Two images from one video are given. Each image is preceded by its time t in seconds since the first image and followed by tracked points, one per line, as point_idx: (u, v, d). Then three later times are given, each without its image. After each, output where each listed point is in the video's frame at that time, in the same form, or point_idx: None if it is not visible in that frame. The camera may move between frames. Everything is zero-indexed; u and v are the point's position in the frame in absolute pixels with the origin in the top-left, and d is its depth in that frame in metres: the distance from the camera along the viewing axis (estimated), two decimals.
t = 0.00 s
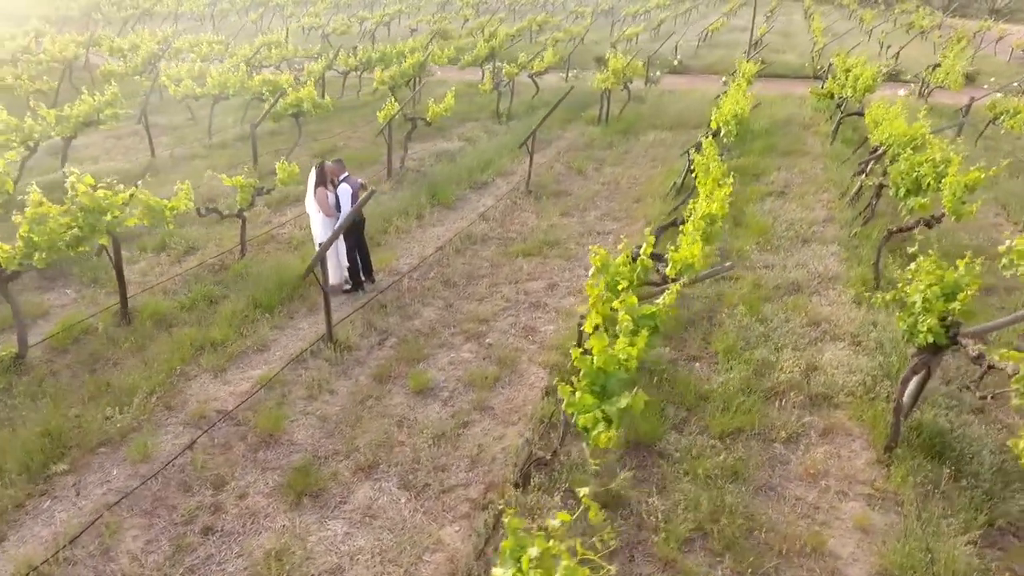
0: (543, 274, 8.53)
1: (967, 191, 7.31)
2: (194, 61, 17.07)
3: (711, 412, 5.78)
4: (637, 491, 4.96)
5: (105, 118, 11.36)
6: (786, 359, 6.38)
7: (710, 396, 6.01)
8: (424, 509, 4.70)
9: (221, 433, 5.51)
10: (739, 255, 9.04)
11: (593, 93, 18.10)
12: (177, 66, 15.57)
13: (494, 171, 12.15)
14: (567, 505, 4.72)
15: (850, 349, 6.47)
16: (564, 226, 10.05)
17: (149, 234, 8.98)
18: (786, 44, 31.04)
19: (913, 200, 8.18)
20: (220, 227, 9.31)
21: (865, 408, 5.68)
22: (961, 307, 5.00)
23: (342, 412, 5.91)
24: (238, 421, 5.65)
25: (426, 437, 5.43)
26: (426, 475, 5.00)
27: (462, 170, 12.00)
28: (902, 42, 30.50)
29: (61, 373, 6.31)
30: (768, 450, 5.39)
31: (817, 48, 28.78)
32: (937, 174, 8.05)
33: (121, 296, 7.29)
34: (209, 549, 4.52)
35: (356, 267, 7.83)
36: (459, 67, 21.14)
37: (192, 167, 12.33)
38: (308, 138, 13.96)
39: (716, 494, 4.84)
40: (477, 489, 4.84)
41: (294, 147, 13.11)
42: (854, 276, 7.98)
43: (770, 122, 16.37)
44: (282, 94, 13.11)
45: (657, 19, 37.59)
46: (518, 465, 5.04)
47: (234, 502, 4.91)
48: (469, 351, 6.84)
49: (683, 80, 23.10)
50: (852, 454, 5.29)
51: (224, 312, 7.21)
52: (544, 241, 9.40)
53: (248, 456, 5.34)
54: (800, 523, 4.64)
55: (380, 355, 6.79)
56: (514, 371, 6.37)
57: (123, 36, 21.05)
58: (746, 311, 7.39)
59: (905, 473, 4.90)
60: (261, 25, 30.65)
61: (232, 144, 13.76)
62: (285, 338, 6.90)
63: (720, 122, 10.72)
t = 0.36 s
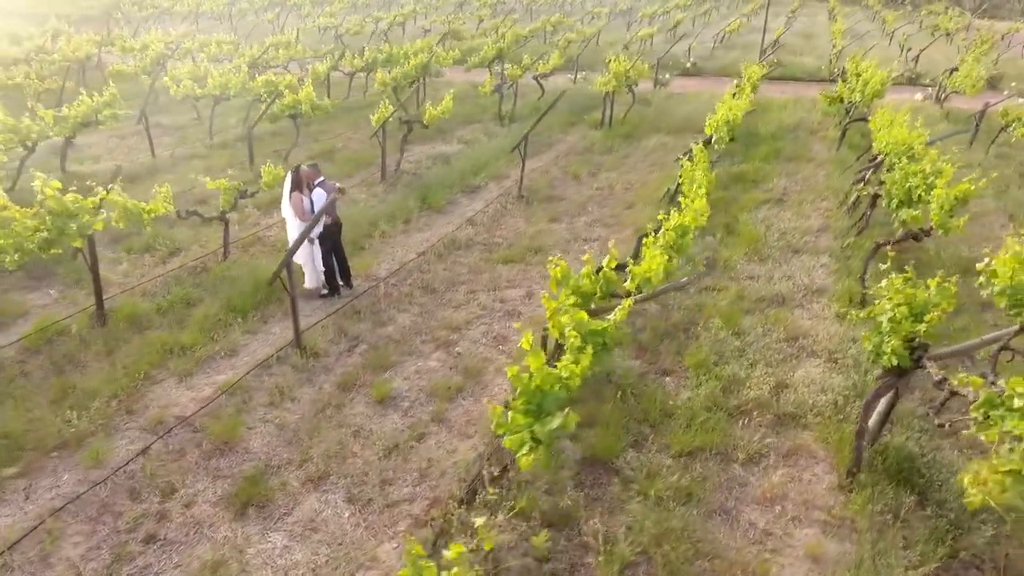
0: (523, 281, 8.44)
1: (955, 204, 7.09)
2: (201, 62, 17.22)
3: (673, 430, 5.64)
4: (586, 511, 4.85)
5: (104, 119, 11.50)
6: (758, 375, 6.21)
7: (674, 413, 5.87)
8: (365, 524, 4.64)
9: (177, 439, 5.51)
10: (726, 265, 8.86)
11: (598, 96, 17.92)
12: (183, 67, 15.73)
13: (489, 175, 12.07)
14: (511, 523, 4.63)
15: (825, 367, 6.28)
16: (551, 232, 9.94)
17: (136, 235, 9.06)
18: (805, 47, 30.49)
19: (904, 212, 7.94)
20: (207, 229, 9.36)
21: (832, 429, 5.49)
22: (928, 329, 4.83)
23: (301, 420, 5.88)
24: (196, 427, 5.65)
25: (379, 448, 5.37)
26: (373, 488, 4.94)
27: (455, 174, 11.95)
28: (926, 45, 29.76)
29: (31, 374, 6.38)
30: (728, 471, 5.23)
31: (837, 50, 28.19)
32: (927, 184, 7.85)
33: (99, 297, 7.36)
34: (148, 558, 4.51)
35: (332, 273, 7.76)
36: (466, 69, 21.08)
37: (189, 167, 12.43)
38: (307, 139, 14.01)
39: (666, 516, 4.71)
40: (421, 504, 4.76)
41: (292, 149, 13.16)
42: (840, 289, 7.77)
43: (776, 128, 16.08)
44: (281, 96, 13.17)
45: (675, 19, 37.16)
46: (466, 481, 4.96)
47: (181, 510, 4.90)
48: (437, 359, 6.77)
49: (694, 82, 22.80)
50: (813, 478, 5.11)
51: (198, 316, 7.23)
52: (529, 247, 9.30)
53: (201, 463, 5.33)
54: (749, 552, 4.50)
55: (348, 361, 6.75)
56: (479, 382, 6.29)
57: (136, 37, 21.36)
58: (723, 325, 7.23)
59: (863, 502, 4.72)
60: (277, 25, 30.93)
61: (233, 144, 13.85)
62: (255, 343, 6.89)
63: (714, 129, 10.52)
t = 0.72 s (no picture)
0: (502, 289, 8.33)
1: (942, 218, 6.93)
2: (208, 62, 17.35)
3: (632, 448, 5.49)
4: (531, 531, 4.74)
5: (102, 119, 11.62)
6: (726, 393, 6.03)
7: (636, 430, 5.71)
8: (304, 539, 4.57)
9: (131, 445, 5.50)
10: (712, 275, 8.66)
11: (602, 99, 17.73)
12: (188, 67, 15.86)
13: (482, 179, 11.97)
14: (450, 543, 4.53)
15: (797, 385, 6.08)
16: (538, 239, 9.82)
17: (122, 236, 9.12)
18: (824, 49, 29.89)
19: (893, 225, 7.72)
20: (192, 230, 9.38)
21: (797, 451, 5.29)
22: (889, 353, 4.65)
23: (258, 427, 5.83)
24: (151, 433, 5.64)
25: (330, 460, 5.30)
26: (317, 501, 4.88)
27: (448, 177, 11.87)
28: (951, 48, 28.97)
29: None
30: (683, 493, 5.08)
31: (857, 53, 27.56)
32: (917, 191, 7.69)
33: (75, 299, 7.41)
34: (85, 567, 4.50)
35: (305, 277, 7.69)
36: (472, 70, 21.00)
37: (186, 167, 12.51)
38: (306, 141, 14.04)
39: (610, 540, 4.57)
40: (361, 520, 4.68)
41: (289, 151, 13.19)
42: (824, 303, 7.54)
43: (783, 134, 15.76)
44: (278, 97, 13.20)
45: (694, 20, 36.65)
46: (411, 497, 4.87)
47: (125, 518, 4.88)
48: (403, 369, 6.70)
49: (705, 85, 22.47)
50: (770, 503, 4.93)
51: (170, 318, 7.24)
52: (512, 254, 9.18)
53: (152, 470, 5.31)
54: None
55: (314, 367, 6.70)
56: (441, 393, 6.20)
57: (150, 37, 21.62)
58: (699, 339, 7.05)
59: (817, 531, 4.54)
60: (294, 24, 31.15)
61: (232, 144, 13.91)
62: (223, 347, 6.87)
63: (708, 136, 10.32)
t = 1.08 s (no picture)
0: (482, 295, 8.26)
1: (926, 231, 6.76)
2: (217, 61, 17.52)
3: (587, 462, 5.38)
4: (472, 547, 4.66)
5: (104, 118, 11.78)
6: (691, 408, 5.88)
7: (594, 444, 5.60)
8: (243, 547, 4.55)
9: (90, 446, 5.54)
10: (697, 285, 8.48)
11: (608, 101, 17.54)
12: (196, 66, 16.04)
13: (477, 182, 11.90)
14: (387, 556, 4.47)
15: (765, 402, 5.91)
16: (526, 244, 9.73)
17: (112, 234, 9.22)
18: (846, 50, 29.25)
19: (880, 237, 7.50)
20: (182, 229, 9.45)
21: (755, 471, 5.13)
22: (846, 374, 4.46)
23: (217, 431, 5.84)
24: (111, 434, 5.67)
25: (281, 467, 5.28)
26: (262, 510, 4.86)
27: (442, 179, 11.83)
28: (979, 50, 28.13)
29: None
30: (634, 512, 4.96)
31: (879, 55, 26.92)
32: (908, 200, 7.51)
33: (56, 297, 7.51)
34: (28, 568, 4.53)
35: (281, 279, 7.67)
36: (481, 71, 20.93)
37: (187, 166, 12.64)
38: (307, 141, 14.10)
39: (551, 558, 4.47)
40: (302, 530, 4.65)
41: (288, 151, 13.25)
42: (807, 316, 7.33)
43: (791, 139, 15.45)
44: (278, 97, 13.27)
45: (714, 20, 36.12)
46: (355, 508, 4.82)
47: (73, 520, 4.91)
48: (371, 375, 6.66)
49: (718, 88, 22.13)
50: (721, 526, 4.80)
51: (146, 318, 7.29)
52: (497, 259, 9.10)
53: (107, 472, 5.34)
54: None
55: (282, 371, 6.69)
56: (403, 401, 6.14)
57: (167, 36, 21.92)
58: (673, 350, 6.91)
59: (763, 557, 4.40)
60: (312, 24, 31.45)
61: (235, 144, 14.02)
62: (194, 349, 6.90)
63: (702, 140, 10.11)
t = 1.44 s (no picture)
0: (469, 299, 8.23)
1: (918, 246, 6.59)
2: (235, 60, 17.78)
3: (548, 475, 5.32)
4: (422, 557, 4.63)
5: (116, 116, 12.03)
6: (661, 421, 5.77)
7: (558, 456, 5.53)
8: (194, 549, 4.59)
9: (63, 442, 5.65)
10: (688, 294, 8.33)
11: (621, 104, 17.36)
12: (212, 66, 16.30)
13: (479, 185, 11.87)
14: (333, 563, 4.46)
15: (738, 419, 5.78)
16: (520, 249, 9.67)
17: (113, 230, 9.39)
18: (877, 53, 28.49)
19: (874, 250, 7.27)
20: (181, 226, 9.59)
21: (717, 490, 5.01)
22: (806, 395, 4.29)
23: (188, 429, 5.90)
24: (85, 430, 5.77)
25: (244, 469, 5.32)
26: (218, 512, 4.90)
27: (444, 181, 11.83)
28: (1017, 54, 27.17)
29: None
30: (590, 528, 4.88)
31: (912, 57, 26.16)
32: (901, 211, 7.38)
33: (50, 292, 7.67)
34: None
35: (266, 280, 7.71)
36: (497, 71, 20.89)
37: (196, 163, 12.85)
38: (316, 140, 14.21)
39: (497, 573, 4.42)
40: (253, 534, 4.67)
41: (296, 150, 13.39)
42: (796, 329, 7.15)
43: (806, 144, 15.10)
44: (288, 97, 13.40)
45: (743, 21, 35.51)
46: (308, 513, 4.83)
47: (37, 514, 5.00)
48: (347, 378, 6.68)
49: (739, 91, 21.76)
50: (676, 546, 4.70)
51: (135, 314, 7.41)
52: (488, 264, 9.06)
53: (77, 468, 5.44)
54: None
55: (260, 370, 6.74)
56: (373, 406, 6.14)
57: (190, 35, 22.30)
58: (653, 361, 6.79)
59: None
60: (338, 23, 31.79)
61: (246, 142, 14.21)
62: (177, 347, 6.99)
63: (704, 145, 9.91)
